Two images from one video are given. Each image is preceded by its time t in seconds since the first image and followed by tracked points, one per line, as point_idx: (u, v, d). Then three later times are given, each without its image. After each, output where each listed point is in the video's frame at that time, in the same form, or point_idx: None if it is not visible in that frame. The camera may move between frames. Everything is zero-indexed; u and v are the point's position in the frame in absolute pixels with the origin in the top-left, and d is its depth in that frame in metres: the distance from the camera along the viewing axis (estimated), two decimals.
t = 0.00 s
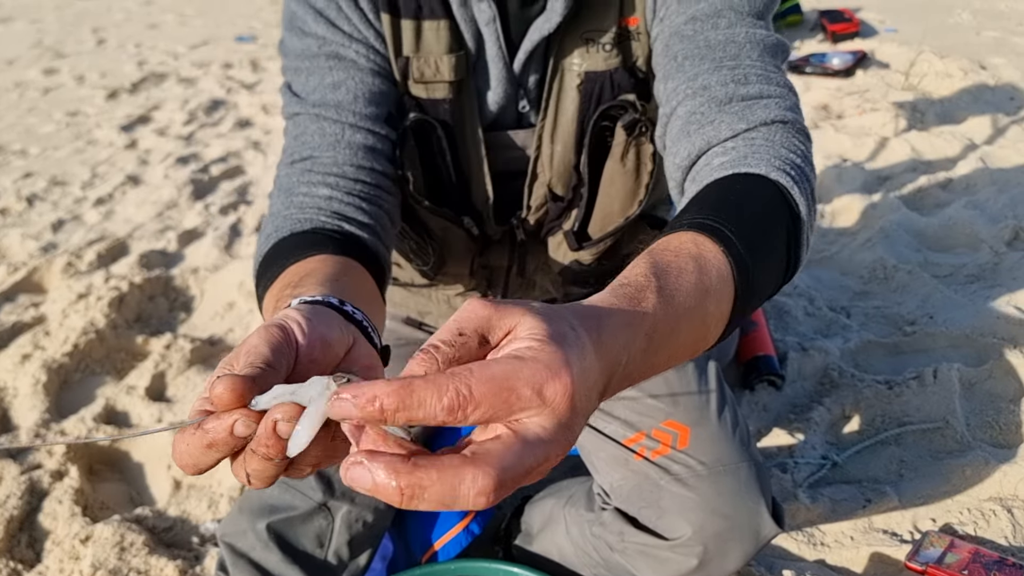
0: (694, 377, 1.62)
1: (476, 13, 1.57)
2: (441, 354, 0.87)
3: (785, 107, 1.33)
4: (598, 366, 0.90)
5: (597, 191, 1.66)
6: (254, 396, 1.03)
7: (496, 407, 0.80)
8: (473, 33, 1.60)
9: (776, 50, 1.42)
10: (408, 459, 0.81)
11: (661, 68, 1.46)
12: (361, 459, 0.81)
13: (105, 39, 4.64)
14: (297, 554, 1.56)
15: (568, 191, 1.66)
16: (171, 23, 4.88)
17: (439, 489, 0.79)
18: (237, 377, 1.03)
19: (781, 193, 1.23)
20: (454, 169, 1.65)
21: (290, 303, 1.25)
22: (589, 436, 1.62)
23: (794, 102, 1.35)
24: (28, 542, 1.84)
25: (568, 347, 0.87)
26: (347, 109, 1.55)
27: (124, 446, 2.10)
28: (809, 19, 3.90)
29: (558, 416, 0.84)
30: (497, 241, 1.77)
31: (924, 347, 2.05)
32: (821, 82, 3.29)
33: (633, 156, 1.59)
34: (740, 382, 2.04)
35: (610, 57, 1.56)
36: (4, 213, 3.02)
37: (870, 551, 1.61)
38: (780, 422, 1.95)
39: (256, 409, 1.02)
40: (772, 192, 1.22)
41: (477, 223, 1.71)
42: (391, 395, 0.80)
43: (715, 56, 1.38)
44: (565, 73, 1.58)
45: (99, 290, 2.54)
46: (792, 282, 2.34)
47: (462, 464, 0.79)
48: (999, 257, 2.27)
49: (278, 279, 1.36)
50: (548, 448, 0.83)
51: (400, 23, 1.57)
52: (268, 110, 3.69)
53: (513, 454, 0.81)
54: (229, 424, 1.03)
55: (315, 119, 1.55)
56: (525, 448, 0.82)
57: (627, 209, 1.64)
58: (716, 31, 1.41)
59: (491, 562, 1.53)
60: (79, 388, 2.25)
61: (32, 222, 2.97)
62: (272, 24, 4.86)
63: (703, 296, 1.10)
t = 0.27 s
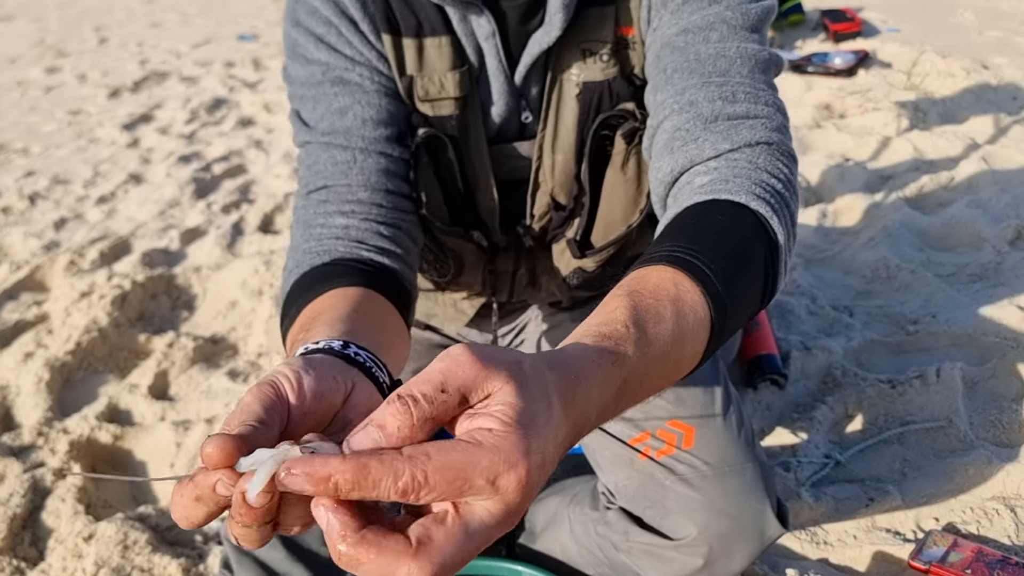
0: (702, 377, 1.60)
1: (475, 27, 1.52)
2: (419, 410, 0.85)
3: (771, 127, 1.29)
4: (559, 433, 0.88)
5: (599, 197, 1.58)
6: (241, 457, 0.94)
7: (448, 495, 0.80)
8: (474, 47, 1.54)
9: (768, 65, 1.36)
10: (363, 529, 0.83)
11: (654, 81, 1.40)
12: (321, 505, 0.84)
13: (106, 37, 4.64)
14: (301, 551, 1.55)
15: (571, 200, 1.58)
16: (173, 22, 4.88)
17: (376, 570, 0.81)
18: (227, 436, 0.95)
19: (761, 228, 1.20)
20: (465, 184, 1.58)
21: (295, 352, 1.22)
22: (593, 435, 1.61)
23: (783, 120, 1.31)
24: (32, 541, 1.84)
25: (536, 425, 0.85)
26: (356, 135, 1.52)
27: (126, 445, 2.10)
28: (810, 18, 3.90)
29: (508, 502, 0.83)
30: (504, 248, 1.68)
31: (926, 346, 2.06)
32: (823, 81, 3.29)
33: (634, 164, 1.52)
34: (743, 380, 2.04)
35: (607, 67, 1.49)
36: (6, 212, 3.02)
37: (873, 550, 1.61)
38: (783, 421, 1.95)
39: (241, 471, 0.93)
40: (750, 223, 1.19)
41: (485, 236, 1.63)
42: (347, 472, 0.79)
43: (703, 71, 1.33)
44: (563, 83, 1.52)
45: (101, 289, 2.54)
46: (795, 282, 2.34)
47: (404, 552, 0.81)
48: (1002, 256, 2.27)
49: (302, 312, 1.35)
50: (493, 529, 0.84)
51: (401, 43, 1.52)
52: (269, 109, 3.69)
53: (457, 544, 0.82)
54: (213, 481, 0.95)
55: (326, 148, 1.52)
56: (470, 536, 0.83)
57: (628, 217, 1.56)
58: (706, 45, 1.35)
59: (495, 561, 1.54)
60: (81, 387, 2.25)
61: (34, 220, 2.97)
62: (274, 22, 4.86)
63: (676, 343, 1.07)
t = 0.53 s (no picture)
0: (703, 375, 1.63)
1: (473, 39, 1.51)
2: (440, 433, 0.85)
3: (780, 125, 1.29)
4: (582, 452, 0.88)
5: (603, 200, 1.60)
6: (231, 501, 0.97)
7: (484, 528, 0.79)
8: (473, 59, 1.53)
9: (771, 60, 1.36)
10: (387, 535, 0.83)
11: (659, 90, 1.39)
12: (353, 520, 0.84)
13: (109, 37, 4.65)
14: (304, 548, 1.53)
15: (576, 203, 1.59)
16: (175, 22, 4.89)
17: None
18: (219, 479, 0.97)
19: (776, 235, 1.19)
20: (471, 198, 1.59)
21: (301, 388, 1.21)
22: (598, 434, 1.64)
23: (790, 117, 1.31)
24: (35, 538, 1.85)
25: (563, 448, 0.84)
26: (362, 158, 1.50)
27: (130, 443, 2.11)
28: (811, 18, 3.91)
29: (545, 529, 0.81)
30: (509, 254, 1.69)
31: (926, 345, 2.07)
32: (823, 81, 3.30)
33: (638, 165, 1.53)
34: (744, 378, 2.05)
35: (609, 69, 1.49)
36: (9, 211, 3.03)
37: (873, 548, 1.62)
38: (783, 419, 1.96)
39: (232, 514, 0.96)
40: (763, 227, 1.18)
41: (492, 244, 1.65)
42: (387, 512, 0.78)
43: (708, 72, 1.33)
44: (564, 88, 1.52)
45: (104, 287, 2.55)
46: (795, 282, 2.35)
47: (430, 563, 0.81)
48: (1001, 256, 2.28)
49: (318, 339, 1.33)
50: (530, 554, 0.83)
51: (400, 61, 1.51)
52: (271, 109, 3.70)
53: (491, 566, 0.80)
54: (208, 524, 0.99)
55: (332, 173, 1.51)
56: (506, 560, 0.81)
57: (634, 219, 1.57)
58: (710, 44, 1.35)
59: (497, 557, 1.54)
60: (85, 385, 2.26)
61: (37, 219, 2.98)
62: (276, 22, 4.87)
63: (691, 357, 1.07)
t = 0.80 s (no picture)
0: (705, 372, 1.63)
1: (470, 38, 1.51)
2: (439, 449, 0.86)
3: (783, 124, 1.28)
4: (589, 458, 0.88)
5: (603, 198, 1.60)
6: (243, 498, 0.98)
7: (501, 535, 0.79)
8: (472, 58, 1.53)
9: (773, 58, 1.36)
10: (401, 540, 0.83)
11: (660, 91, 1.39)
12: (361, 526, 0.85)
13: (110, 35, 4.65)
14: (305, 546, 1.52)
15: (575, 201, 1.58)
16: (176, 19, 4.89)
17: None
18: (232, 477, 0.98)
19: (780, 234, 1.18)
20: (471, 198, 1.59)
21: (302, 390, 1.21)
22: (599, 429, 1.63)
23: (793, 115, 1.30)
24: (37, 535, 1.85)
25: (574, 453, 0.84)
26: (360, 158, 1.50)
27: (131, 440, 2.10)
28: (812, 16, 3.91)
29: (559, 534, 0.82)
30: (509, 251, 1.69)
31: (927, 343, 2.07)
32: (825, 79, 3.30)
33: (638, 164, 1.52)
34: (745, 374, 2.05)
35: (608, 68, 1.49)
36: (10, 208, 3.03)
37: (874, 546, 1.62)
38: (784, 416, 1.96)
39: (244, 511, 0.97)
40: (767, 227, 1.18)
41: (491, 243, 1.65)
42: (404, 512, 0.80)
43: (709, 72, 1.33)
44: (564, 86, 1.52)
45: (105, 285, 2.55)
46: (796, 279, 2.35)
47: (443, 567, 0.81)
48: (1003, 253, 2.28)
49: (318, 339, 1.32)
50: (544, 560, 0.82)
51: (397, 61, 1.51)
52: (272, 106, 3.70)
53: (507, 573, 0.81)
54: (217, 520, 0.99)
55: (330, 173, 1.51)
56: (521, 566, 0.81)
57: (633, 217, 1.57)
58: (710, 43, 1.35)
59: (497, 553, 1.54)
60: (86, 382, 2.26)
61: (38, 217, 2.98)
62: (277, 20, 4.87)
63: (697, 360, 1.06)
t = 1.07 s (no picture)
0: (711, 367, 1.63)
1: (479, 30, 1.51)
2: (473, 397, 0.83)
3: (791, 110, 1.29)
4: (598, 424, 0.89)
5: (610, 191, 1.60)
6: (264, 466, 0.98)
7: (504, 495, 0.81)
8: (479, 50, 1.53)
9: (781, 46, 1.36)
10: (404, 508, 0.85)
11: (668, 80, 1.40)
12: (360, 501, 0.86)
13: (113, 32, 4.65)
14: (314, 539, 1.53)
15: (583, 194, 1.59)
16: (179, 17, 4.89)
17: (421, 548, 0.83)
18: (254, 444, 0.98)
19: (786, 215, 1.19)
20: (477, 190, 1.59)
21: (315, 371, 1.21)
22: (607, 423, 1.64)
23: (802, 102, 1.31)
24: (42, 530, 1.85)
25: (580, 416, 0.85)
26: (366, 150, 1.50)
27: (136, 436, 2.11)
28: (815, 14, 3.91)
29: (564, 495, 0.83)
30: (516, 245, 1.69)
31: (932, 340, 2.07)
32: (828, 78, 3.30)
33: (646, 156, 1.53)
34: (750, 371, 2.06)
35: (616, 60, 1.50)
36: (14, 205, 3.04)
37: (879, 541, 1.62)
38: (789, 413, 1.96)
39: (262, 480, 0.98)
40: (774, 208, 1.19)
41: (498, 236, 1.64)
42: (406, 479, 0.82)
43: (718, 60, 1.33)
44: (572, 78, 1.51)
45: (110, 281, 2.56)
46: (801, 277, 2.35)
47: (447, 531, 0.82)
48: (1007, 251, 2.28)
49: (323, 328, 1.33)
50: (551, 524, 0.83)
51: (406, 52, 1.52)
52: (276, 104, 3.71)
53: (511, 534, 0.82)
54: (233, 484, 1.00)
55: (337, 164, 1.51)
56: (524, 529, 0.82)
57: (641, 210, 1.58)
58: (718, 33, 1.35)
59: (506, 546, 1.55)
60: (91, 378, 2.27)
61: (42, 214, 2.99)
62: (280, 18, 4.87)
63: (704, 335, 1.07)
